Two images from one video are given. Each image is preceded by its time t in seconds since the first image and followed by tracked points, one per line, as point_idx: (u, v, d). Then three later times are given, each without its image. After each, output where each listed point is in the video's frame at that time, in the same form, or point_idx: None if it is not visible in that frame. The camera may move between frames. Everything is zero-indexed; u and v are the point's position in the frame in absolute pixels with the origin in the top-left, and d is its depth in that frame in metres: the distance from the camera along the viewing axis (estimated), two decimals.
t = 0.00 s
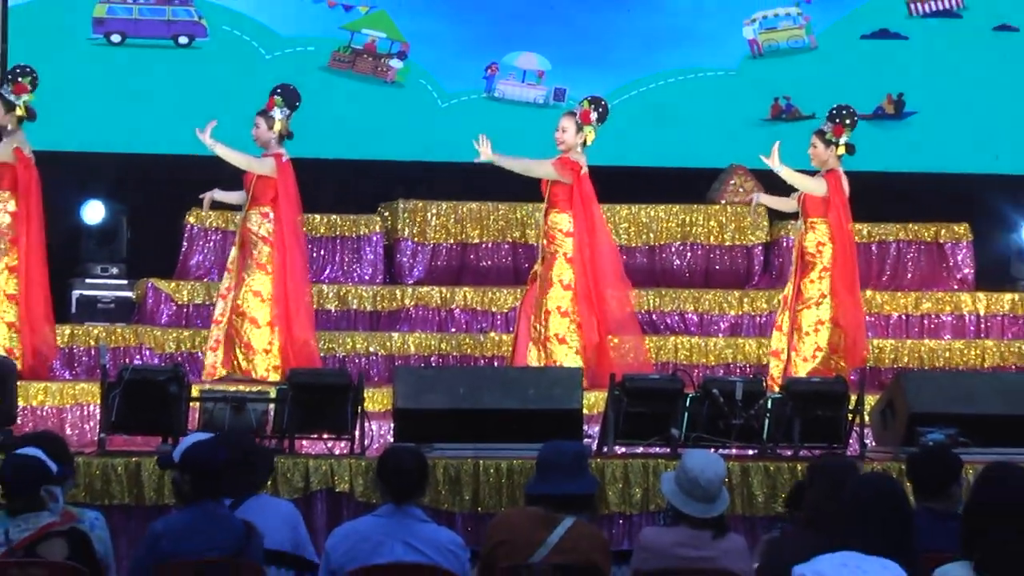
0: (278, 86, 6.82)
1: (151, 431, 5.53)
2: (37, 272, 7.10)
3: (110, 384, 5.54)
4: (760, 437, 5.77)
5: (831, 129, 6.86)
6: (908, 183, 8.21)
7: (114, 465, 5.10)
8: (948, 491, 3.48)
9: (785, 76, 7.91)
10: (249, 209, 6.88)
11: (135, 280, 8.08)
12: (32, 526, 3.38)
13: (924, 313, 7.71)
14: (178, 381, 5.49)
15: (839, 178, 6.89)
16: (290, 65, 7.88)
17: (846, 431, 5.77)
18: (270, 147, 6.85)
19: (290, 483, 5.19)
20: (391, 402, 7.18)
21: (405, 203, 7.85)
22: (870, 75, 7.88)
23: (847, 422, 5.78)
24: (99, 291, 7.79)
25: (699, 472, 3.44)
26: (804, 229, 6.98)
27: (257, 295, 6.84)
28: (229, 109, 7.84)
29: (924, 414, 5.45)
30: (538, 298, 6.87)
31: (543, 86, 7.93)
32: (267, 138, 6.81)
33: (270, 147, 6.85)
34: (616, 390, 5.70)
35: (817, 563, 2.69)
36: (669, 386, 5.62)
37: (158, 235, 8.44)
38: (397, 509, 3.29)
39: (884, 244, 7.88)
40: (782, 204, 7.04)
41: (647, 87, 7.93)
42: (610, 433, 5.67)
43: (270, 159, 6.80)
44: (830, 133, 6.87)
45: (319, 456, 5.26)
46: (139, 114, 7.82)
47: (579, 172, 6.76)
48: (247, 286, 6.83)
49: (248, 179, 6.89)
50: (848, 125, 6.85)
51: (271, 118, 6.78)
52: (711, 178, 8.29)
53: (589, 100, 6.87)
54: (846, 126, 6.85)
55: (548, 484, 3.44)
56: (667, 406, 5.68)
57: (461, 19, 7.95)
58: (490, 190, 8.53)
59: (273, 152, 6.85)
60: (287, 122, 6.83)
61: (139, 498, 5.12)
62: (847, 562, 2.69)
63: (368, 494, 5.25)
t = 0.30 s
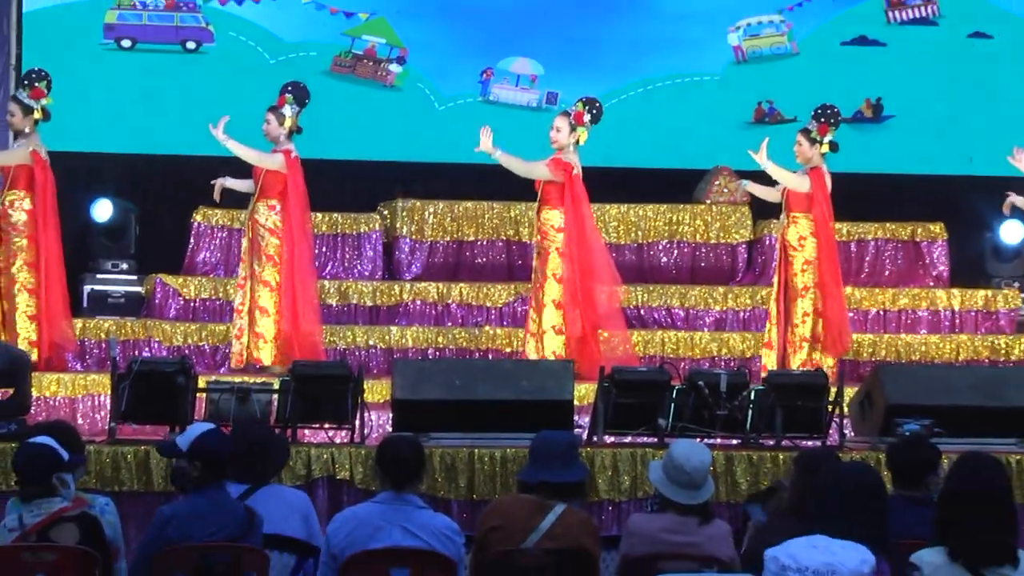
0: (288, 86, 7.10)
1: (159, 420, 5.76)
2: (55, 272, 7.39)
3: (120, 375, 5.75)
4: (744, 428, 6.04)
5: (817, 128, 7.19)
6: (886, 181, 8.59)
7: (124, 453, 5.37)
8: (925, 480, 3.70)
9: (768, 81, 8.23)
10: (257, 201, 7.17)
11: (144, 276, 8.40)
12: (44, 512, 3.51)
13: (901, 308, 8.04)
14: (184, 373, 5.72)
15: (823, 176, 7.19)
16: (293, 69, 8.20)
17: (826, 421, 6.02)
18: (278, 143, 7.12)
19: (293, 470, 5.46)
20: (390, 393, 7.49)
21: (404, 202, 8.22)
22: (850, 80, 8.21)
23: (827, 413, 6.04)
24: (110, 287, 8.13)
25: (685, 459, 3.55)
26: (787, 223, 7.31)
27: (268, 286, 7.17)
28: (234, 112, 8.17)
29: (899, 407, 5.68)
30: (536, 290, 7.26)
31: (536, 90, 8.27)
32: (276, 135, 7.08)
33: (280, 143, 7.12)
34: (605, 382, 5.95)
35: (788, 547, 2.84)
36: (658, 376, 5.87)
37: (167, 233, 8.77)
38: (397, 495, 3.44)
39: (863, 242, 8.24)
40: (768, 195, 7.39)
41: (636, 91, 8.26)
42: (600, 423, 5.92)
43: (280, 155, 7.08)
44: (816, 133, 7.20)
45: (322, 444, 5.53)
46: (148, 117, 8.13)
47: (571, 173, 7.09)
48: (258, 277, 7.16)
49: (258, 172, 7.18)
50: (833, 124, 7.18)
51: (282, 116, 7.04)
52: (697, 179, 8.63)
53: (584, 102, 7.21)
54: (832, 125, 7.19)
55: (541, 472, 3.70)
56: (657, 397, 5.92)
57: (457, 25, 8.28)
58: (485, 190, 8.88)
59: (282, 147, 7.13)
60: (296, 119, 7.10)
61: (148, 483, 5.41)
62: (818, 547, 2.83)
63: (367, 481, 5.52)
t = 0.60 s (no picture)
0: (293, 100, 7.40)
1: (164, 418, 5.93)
2: (64, 272, 7.70)
3: (128, 373, 5.91)
4: (727, 426, 6.18)
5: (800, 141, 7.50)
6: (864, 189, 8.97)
7: (131, 450, 5.66)
8: (900, 476, 3.98)
9: (751, 92, 8.57)
10: (262, 209, 7.47)
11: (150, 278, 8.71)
12: (55, 505, 3.78)
13: (878, 311, 8.36)
14: (190, 372, 5.91)
15: (807, 191, 7.54)
16: (295, 81, 8.52)
17: (806, 420, 6.16)
18: (283, 157, 7.43)
19: (295, 466, 5.70)
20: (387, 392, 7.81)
21: (400, 208, 8.56)
22: (828, 92, 8.55)
23: (806, 412, 6.19)
24: (117, 289, 8.43)
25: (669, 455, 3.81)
26: (771, 232, 7.61)
27: (268, 289, 7.48)
28: (238, 122, 8.50)
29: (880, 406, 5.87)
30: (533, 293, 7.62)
31: (528, 101, 8.60)
32: (283, 147, 7.41)
33: (285, 154, 7.45)
34: (594, 381, 6.14)
35: (766, 540, 3.00)
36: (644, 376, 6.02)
37: (174, 237, 9.11)
38: (394, 490, 3.66)
39: (842, 248, 8.58)
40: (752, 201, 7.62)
41: (623, 102, 8.59)
42: (587, 421, 6.08)
43: (283, 169, 7.39)
44: (799, 146, 7.50)
45: (321, 441, 5.79)
46: (155, 126, 8.46)
47: (567, 186, 7.46)
48: (260, 281, 7.48)
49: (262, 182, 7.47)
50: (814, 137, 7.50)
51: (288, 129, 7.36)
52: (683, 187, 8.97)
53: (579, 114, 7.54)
54: (813, 138, 7.51)
55: (529, 469, 3.97)
56: (643, 396, 6.10)
57: (452, 38, 8.61)
58: (480, 196, 9.22)
59: (287, 160, 7.45)
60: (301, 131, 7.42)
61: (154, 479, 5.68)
62: (793, 538, 3.02)
63: (365, 476, 5.76)
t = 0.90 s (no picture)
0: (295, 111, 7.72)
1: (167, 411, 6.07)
2: (70, 270, 8.02)
3: (133, 367, 6.05)
4: (711, 418, 6.35)
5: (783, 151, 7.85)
6: (842, 190, 9.34)
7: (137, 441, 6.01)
8: (880, 465, 4.22)
9: (732, 97, 8.95)
10: (268, 214, 7.87)
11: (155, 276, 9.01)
12: (64, 495, 3.80)
13: (856, 307, 8.70)
14: (194, 367, 6.05)
15: (792, 201, 7.82)
16: (295, 86, 8.86)
17: (787, 411, 6.28)
18: (288, 169, 7.77)
19: (296, 457, 5.97)
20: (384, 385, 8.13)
21: (397, 208, 8.91)
22: (808, 96, 8.91)
23: (787, 403, 6.31)
24: (124, 287, 8.70)
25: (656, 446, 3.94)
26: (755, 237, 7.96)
27: (257, 283, 7.81)
28: (240, 126, 8.84)
29: (856, 397, 6.10)
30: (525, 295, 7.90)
31: (520, 105, 8.93)
32: (287, 157, 7.75)
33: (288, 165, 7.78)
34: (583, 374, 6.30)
35: (752, 529, 3.19)
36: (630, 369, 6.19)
37: (178, 237, 9.44)
38: (391, 479, 3.82)
39: (821, 245, 8.95)
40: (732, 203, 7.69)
41: (611, 106, 8.94)
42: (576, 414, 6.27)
43: (287, 180, 7.71)
44: (782, 155, 7.86)
45: (320, 432, 6.04)
46: (160, 130, 8.80)
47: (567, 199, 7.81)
48: (253, 278, 7.80)
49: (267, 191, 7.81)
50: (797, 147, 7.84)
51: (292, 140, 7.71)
52: (669, 187, 9.31)
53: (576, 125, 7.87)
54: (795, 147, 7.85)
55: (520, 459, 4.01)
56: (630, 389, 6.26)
57: (447, 46, 8.94)
58: (473, 197, 9.56)
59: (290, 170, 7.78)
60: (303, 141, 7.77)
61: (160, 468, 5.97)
62: (776, 527, 3.19)
63: (363, 467, 6.01)
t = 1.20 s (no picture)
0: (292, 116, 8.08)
1: (168, 399, 6.34)
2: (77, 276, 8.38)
3: (136, 356, 6.31)
4: (693, 404, 6.60)
5: (764, 155, 8.19)
6: (818, 185, 9.70)
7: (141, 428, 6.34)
8: (853, 449, 4.40)
9: (712, 96, 9.29)
10: (266, 215, 8.19)
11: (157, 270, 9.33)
12: (69, 481, 3.95)
13: (832, 298, 9.05)
14: (195, 357, 6.31)
15: (768, 203, 8.17)
16: (291, 86, 9.19)
17: (767, 398, 6.53)
18: (284, 171, 8.09)
19: (293, 444, 6.20)
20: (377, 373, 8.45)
21: (389, 204, 9.25)
22: (785, 96, 9.26)
23: (767, 391, 6.55)
24: (128, 281, 9.04)
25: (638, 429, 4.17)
26: (732, 237, 8.24)
27: (253, 275, 8.15)
28: (238, 125, 9.17)
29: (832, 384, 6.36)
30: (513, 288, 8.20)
31: (507, 104, 9.28)
32: (285, 160, 8.12)
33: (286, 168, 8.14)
34: (569, 363, 6.55)
35: (729, 513, 2.89)
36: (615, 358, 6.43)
37: (179, 233, 9.77)
38: (384, 465, 3.98)
39: (798, 239, 9.31)
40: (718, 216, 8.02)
41: (595, 105, 9.29)
42: (562, 402, 6.51)
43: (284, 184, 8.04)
44: (763, 159, 8.18)
45: (316, 420, 6.28)
46: (161, 129, 9.13)
47: (558, 204, 8.10)
48: (251, 273, 8.14)
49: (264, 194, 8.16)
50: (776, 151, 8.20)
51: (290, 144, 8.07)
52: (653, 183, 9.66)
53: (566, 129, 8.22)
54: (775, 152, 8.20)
55: (510, 444, 4.25)
56: (615, 376, 6.52)
57: (438, 47, 9.28)
58: (463, 193, 9.92)
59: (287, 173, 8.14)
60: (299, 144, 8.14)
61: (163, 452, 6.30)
62: (753, 510, 2.91)
63: (357, 453, 6.27)
